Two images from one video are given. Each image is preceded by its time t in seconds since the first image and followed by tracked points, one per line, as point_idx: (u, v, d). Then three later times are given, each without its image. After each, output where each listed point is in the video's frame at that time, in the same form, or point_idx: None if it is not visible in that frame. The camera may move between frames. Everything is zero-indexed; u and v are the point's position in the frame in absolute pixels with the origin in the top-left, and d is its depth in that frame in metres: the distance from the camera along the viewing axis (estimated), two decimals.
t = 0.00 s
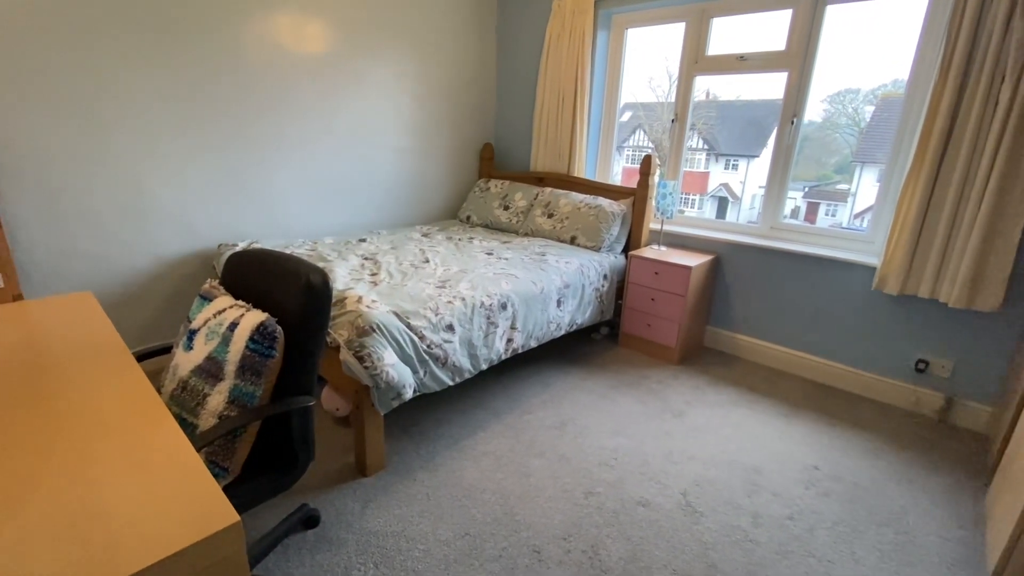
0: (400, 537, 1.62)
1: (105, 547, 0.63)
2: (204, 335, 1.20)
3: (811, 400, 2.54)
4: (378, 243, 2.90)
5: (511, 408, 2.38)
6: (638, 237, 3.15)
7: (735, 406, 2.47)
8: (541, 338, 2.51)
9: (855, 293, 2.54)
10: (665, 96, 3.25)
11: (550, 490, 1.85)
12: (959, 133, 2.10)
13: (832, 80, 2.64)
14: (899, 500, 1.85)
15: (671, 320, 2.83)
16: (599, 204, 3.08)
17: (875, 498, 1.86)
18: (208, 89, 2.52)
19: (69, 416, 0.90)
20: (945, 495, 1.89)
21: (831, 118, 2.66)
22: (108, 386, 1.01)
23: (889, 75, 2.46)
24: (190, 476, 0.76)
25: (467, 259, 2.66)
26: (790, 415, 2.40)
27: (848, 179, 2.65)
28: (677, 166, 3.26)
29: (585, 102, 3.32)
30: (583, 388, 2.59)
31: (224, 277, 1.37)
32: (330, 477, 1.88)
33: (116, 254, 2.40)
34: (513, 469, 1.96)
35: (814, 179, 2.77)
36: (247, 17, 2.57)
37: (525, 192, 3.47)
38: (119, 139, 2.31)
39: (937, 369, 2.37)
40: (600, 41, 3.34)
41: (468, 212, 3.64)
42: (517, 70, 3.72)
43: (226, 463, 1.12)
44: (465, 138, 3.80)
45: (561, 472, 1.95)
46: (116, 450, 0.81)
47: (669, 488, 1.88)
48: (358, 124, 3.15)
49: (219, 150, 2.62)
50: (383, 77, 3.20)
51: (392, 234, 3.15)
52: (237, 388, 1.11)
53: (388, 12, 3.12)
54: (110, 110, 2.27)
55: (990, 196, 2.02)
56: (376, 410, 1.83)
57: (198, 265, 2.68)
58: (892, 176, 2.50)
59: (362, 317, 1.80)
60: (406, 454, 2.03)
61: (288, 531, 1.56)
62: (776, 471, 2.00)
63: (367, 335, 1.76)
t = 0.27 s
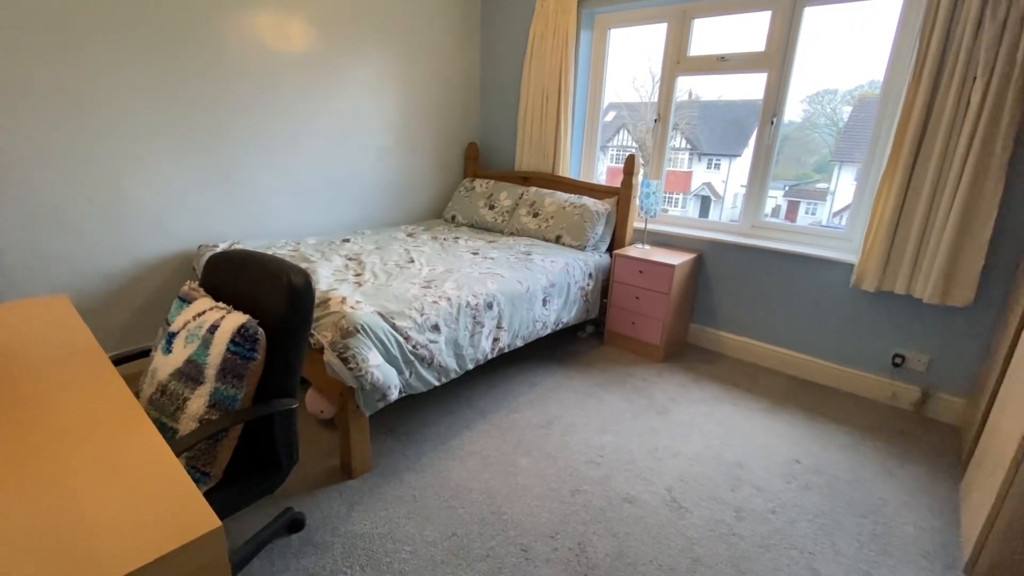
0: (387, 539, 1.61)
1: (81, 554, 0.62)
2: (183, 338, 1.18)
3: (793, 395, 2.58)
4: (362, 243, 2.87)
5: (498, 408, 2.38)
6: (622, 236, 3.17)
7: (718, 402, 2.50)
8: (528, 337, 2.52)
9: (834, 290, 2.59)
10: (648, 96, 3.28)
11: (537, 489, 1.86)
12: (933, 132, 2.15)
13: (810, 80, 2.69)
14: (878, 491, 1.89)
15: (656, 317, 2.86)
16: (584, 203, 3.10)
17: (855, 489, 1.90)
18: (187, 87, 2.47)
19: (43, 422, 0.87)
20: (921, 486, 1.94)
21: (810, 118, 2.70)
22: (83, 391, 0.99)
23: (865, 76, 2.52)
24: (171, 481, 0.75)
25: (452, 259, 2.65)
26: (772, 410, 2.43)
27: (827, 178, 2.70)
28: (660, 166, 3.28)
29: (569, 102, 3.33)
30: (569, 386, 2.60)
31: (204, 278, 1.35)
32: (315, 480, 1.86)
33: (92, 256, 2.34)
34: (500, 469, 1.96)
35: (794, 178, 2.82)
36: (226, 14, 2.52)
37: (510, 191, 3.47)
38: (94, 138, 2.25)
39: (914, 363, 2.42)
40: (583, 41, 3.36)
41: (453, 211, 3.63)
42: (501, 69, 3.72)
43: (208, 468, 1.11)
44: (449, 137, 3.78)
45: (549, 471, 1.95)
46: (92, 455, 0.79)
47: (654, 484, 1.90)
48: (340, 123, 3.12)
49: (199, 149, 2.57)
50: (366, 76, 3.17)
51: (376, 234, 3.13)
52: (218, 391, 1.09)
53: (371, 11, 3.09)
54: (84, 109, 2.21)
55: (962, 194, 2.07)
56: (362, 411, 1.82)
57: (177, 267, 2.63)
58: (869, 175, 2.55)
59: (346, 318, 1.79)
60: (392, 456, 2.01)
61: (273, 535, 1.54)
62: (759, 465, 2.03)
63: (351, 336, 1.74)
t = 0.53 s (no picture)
0: (372, 541, 1.60)
1: (53, 563, 0.60)
2: (160, 341, 1.15)
3: (774, 390, 2.62)
4: (345, 244, 2.84)
5: (483, 407, 2.38)
6: (606, 235, 3.19)
7: (702, 398, 2.53)
8: (513, 337, 2.52)
9: (813, 287, 2.64)
10: (631, 96, 3.30)
11: (523, 488, 1.86)
12: (906, 132, 2.20)
13: (789, 81, 2.73)
14: (857, 484, 1.93)
15: (640, 315, 2.88)
16: (568, 203, 3.11)
17: (834, 482, 1.94)
18: (163, 85, 2.42)
19: (13, 427, 0.85)
20: (898, 477, 1.99)
21: (789, 118, 2.75)
22: (56, 396, 0.96)
23: (842, 77, 2.56)
24: (147, 487, 0.73)
25: (436, 259, 2.64)
26: (754, 406, 2.47)
27: (806, 177, 2.75)
28: (643, 165, 3.31)
29: (552, 102, 3.34)
30: (555, 385, 2.60)
31: (182, 280, 1.32)
32: (299, 483, 1.84)
33: (65, 258, 2.28)
34: (486, 468, 1.96)
35: (773, 177, 2.86)
36: (204, 11, 2.47)
37: (494, 191, 3.46)
38: (67, 137, 2.19)
39: (890, 357, 2.48)
40: (565, 41, 3.37)
41: (437, 211, 3.62)
42: (484, 68, 3.71)
43: (187, 473, 1.08)
44: (433, 137, 3.76)
45: (534, 470, 1.96)
46: (65, 461, 0.77)
47: (639, 480, 1.92)
48: (322, 122, 3.08)
49: (176, 148, 2.51)
50: (348, 75, 3.14)
51: (359, 234, 3.10)
52: (197, 395, 1.07)
53: (352, 9, 3.06)
54: (55, 107, 2.15)
55: (935, 192, 2.13)
56: (346, 413, 1.80)
57: (155, 269, 2.57)
58: (846, 174, 2.61)
59: (329, 319, 1.76)
60: (377, 457, 2.00)
61: (256, 540, 1.52)
62: (742, 460, 2.05)
63: (334, 337, 1.72)
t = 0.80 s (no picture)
0: (355, 545, 1.58)
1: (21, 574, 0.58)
2: (133, 345, 1.13)
3: (755, 386, 2.66)
4: (326, 244, 2.81)
5: (468, 408, 2.37)
6: (589, 234, 3.21)
7: (684, 395, 2.56)
8: (497, 337, 2.51)
9: (792, 284, 2.69)
10: (613, 96, 3.32)
11: (508, 488, 1.86)
12: (879, 132, 2.25)
13: (767, 82, 2.77)
14: (835, 477, 1.97)
15: (623, 314, 2.90)
16: (551, 202, 3.11)
17: (813, 475, 1.98)
18: (137, 82, 2.36)
19: None
20: (874, 469, 2.03)
21: (768, 118, 2.79)
22: (24, 403, 0.93)
23: (819, 78, 2.61)
24: (120, 495, 0.72)
25: (420, 259, 2.62)
26: (736, 402, 2.51)
27: (785, 177, 2.80)
28: (625, 165, 3.33)
29: (535, 101, 3.34)
30: (539, 384, 2.61)
31: (157, 283, 1.29)
32: (280, 488, 1.81)
33: (35, 261, 2.21)
34: (471, 469, 1.95)
35: (753, 176, 2.90)
36: (178, 7, 2.42)
37: (478, 190, 3.46)
38: (35, 136, 2.12)
39: (866, 352, 2.54)
40: (547, 41, 3.37)
41: (421, 211, 3.60)
42: (466, 67, 3.70)
43: (162, 481, 1.06)
44: (415, 136, 3.74)
45: (520, 469, 1.96)
46: (33, 469, 0.75)
47: (624, 478, 1.93)
48: (302, 121, 3.04)
49: (151, 147, 2.45)
50: (328, 73, 3.11)
51: (341, 234, 3.06)
52: (172, 400, 1.04)
53: (332, 6, 3.02)
54: (23, 105, 2.08)
55: (908, 190, 2.19)
56: (328, 416, 1.77)
57: (129, 271, 2.50)
58: (823, 173, 2.66)
59: (309, 321, 1.74)
60: (361, 460, 1.98)
61: (236, 547, 1.49)
62: (724, 456, 2.08)
63: (316, 339, 1.70)
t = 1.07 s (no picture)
0: (339, 549, 1.56)
1: None
2: (105, 350, 1.09)
3: (736, 382, 2.70)
4: (307, 245, 2.77)
5: (452, 408, 2.36)
6: (573, 233, 3.22)
7: (667, 392, 2.58)
8: (482, 337, 2.51)
9: (772, 282, 2.73)
10: (596, 96, 3.33)
11: (493, 488, 1.85)
12: (854, 132, 2.30)
13: (746, 83, 2.81)
14: (814, 470, 2.01)
15: (606, 312, 2.92)
16: (534, 201, 3.12)
17: (792, 469, 2.01)
18: (108, 80, 2.29)
19: None
20: (852, 462, 2.08)
21: (747, 118, 2.83)
22: None
23: (796, 79, 2.66)
24: (91, 505, 0.69)
25: (402, 259, 2.60)
26: (717, 398, 2.54)
27: (764, 176, 2.84)
28: (608, 165, 3.35)
29: (517, 101, 3.34)
30: (524, 383, 2.61)
31: (130, 286, 1.26)
32: (261, 493, 1.78)
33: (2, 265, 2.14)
34: (456, 470, 1.94)
35: (733, 176, 2.94)
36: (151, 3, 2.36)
37: (461, 190, 3.44)
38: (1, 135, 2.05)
39: (843, 348, 2.59)
40: (529, 40, 3.37)
41: (403, 211, 3.57)
42: (448, 66, 3.68)
43: (137, 489, 1.03)
44: (397, 135, 3.71)
45: (505, 469, 1.95)
46: None
47: (608, 475, 1.94)
48: (281, 120, 2.99)
49: (124, 147, 2.39)
50: (308, 72, 3.06)
51: (322, 235, 3.02)
52: (146, 406, 1.02)
53: (311, 4, 2.98)
54: None
55: (882, 189, 2.24)
56: (310, 420, 1.75)
57: (103, 274, 2.44)
58: (801, 172, 2.71)
59: (289, 323, 1.71)
60: (344, 464, 1.95)
61: (216, 555, 1.46)
62: (706, 452, 2.11)
63: (296, 342, 1.67)
